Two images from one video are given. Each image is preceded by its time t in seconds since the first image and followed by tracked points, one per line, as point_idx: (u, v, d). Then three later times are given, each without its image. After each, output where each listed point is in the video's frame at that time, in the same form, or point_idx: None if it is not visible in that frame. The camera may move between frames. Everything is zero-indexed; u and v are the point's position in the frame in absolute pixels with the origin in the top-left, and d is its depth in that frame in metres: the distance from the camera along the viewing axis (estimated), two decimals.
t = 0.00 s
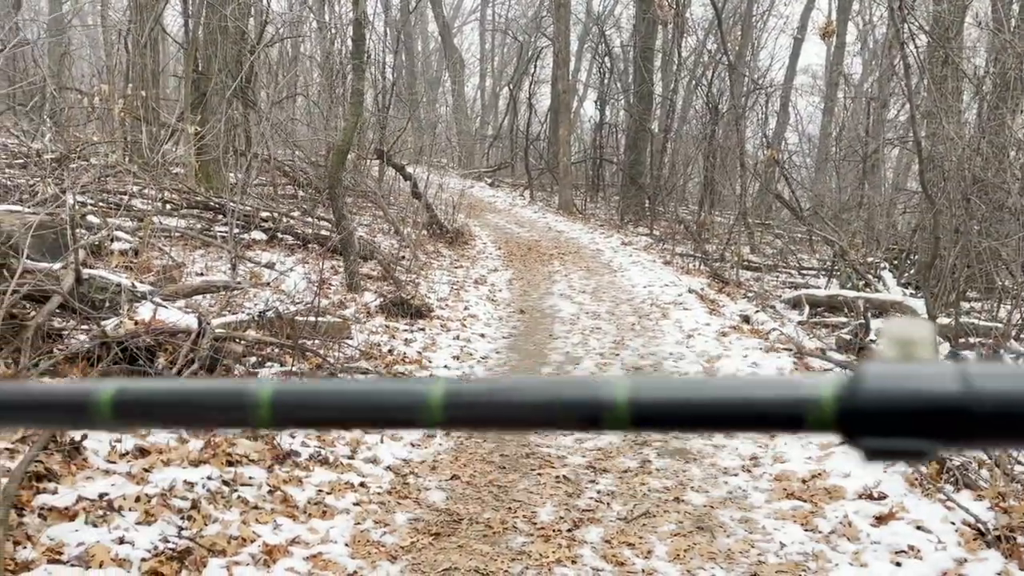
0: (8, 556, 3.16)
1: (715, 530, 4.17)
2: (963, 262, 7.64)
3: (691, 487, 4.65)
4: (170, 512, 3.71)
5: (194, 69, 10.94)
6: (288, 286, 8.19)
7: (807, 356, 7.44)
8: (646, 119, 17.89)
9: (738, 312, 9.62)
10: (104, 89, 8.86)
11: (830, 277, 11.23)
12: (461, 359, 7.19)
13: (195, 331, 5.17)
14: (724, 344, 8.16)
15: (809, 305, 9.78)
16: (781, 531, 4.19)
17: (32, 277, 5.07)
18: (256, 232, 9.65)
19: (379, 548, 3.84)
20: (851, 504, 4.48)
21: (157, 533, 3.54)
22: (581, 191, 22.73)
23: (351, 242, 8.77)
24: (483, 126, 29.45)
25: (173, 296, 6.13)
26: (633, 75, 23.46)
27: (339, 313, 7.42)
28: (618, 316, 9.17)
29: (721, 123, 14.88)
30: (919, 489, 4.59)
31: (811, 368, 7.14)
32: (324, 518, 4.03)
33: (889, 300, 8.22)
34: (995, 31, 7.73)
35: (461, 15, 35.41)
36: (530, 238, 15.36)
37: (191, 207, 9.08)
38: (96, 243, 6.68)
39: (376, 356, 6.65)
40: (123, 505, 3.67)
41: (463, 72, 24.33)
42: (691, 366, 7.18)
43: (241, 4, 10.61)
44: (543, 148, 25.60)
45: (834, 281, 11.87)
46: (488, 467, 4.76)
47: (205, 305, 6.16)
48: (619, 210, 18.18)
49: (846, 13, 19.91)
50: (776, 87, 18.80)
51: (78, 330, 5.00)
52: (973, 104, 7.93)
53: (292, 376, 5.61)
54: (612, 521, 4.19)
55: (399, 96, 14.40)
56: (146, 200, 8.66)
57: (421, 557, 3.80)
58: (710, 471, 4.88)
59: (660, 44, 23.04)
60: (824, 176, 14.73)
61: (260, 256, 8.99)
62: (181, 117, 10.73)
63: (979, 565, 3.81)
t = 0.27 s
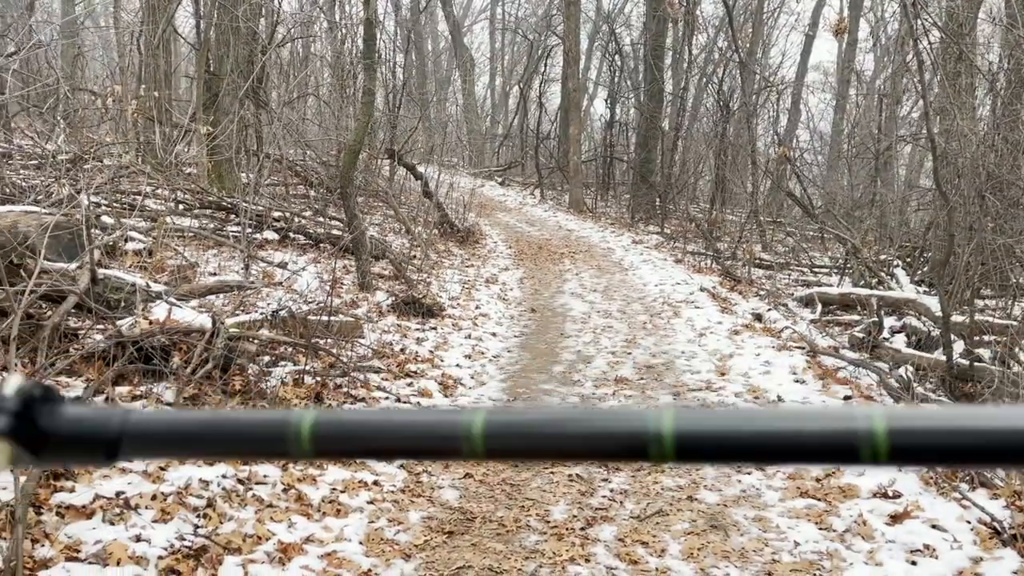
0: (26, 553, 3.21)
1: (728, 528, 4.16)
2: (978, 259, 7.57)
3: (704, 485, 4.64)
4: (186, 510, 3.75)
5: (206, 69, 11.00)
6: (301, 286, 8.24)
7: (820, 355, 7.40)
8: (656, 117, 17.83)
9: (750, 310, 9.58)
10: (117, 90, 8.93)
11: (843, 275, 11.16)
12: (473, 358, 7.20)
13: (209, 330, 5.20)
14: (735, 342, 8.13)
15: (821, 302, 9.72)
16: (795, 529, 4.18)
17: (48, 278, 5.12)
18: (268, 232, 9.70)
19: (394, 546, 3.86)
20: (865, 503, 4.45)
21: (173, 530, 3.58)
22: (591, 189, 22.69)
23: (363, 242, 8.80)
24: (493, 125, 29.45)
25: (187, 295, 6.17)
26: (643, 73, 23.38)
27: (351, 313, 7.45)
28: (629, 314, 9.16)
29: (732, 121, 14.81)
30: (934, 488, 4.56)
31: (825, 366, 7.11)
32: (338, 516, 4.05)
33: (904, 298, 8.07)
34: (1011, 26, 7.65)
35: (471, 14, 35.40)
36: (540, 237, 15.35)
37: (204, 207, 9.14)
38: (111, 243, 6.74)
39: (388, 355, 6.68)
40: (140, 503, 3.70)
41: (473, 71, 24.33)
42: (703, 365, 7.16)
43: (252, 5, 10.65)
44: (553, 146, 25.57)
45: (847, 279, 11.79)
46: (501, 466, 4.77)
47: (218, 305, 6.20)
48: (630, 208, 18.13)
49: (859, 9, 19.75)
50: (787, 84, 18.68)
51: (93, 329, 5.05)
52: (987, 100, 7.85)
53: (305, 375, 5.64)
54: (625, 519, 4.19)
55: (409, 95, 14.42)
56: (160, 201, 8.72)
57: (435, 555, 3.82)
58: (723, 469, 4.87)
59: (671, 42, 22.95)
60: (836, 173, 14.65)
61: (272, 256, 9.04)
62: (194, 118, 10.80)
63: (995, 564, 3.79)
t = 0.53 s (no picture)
0: (41, 552, 3.24)
1: (738, 527, 4.14)
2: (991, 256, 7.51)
3: (714, 483, 4.63)
4: (198, 509, 3.77)
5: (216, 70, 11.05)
6: (311, 285, 8.26)
7: (831, 353, 7.36)
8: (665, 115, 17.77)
9: (761, 309, 9.53)
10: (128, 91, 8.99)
11: (854, 273, 11.09)
12: (483, 357, 7.21)
13: (220, 330, 5.23)
14: (746, 340, 8.09)
15: (832, 300, 9.67)
16: (807, 528, 4.16)
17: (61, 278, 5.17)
18: (278, 232, 9.74)
19: (404, 545, 3.87)
20: (877, 502, 4.42)
21: (185, 529, 3.60)
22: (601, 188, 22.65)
23: (372, 241, 8.82)
24: (502, 123, 29.44)
25: (198, 295, 6.21)
26: (652, 71, 23.30)
27: (361, 312, 7.47)
28: (639, 313, 9.14)
29: (742, 118, 14.74)
30: (947, 486, 4.52)
31: (836, 364, 7.07)
32: (349, 514, 4.07)
33: (915, 296, 7.91)
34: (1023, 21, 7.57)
35: (480, 13, 35.38)
36: (550, 235, 15.34)
37: (215, 207, 9.19)
38: (123, 243, 6.79)
39: (398, 354, 6.69)
40: (152, 502, 3.73)
41: (482, 70, 24.33)
42: (713, 364, 7.13)
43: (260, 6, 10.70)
44: (562, 144, 25.53)
45: (858, 276, 11.73)
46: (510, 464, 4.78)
47: (229, 304, 6.23)
48: (640, 207, 18.08)
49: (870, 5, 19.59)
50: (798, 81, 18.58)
51: (105, 329, 5.09)
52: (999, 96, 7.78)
53: (315, 374, 5.66)
54: (635, 517, 4.19)
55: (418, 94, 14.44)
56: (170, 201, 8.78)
57: (445, 553, 3.82)
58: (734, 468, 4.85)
59: (680, 39, 22.85)
60: (847, 170, 14.55)
61: (282, 255, 9.08)
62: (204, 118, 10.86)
63: (1009, 563, 3.75)
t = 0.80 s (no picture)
0: (59, 549, 3.27)
1: (751, 524, 4.15)
2: (1005, 253, 7.45)
3: (727, 482, 4.62)
4: (213, 507, 3.80)
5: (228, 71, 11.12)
6: (323, 284, 8.30)
7: (843, 351, 7.32)
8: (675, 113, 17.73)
9: (772, 307, 9.50)
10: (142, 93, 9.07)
11: (866, 271, 11.04)
12: (494, 355, 7.23)
13: (234, 329, 5.27)
14: (758, 339, 8.06)
15: (845, 298, 9.63)
16: (819, 526, 4.15)
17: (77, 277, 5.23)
18: (291, 232, 9.81)
19: (417, 542, 3.89)
20: (890, 499, 4.41)
21: (201, 526, 3.63)
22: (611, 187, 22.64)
23: (384, 241, 8.86)
24: (512, 122, 29.43)
25: (212, 294, 6.26)
26: (662, 69, 23.24)
27: (373, 311, 7.51)
28: (650, 311, 9.13)
29: (753, 116, 14.68)
30: (960, 484, 4.50)
31: (848, 362, 7.04)
32: (362, 512, 4.09)
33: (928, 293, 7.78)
34: None
35: (490, 12, 35.35)
36: (560, 234, 15.36)
37: (227, 207, 9.24)
38: (136, 243, 6.83)
39: (410, 352, 6.72)
40: (168, 500, 3.77)
41: (491, 69, 24.34)
42: (725, 362, 7.12)
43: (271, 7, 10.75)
44: (572, 143, 25.53)
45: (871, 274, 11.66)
46: (523, 463, 4.79)
47: (242, 304, 6.28)
48: (650, 205, 18.04)
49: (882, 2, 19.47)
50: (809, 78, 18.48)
51: (121, 328, 5.15)
52: (1013, 92, 7.71)
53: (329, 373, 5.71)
54: (647, 516, 4.19)
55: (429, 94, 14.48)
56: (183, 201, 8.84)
57: (457, 551, 3.84)
58: (746, 467, 4.85)
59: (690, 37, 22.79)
60: (859, 167, 14.46)
61: (294, 255, 9.13)
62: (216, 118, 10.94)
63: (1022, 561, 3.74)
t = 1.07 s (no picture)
0: (83, 544, 3.31)
1: (770, 522, 4.14)
2: None
3: (744, 479, 4.61)
4: (233, 503, 3.84)
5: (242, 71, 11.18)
6: (338, 283, 8.34)
7: (859, 349, 7.27)
8: (688, 110, 17.65)
9: (788, 305, 9.45)
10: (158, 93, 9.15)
11: (882, 268, 10.95)
12: (509, 354, 7.24)
13: (252, 327, 5.31)
14: (773, 337, 8.02)
15: (861, 296, 9.56)
16: (839, 524, 4.13)
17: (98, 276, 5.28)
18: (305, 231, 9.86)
19: (436, 539, 3.91)
20: (909, 497, 4.39)
21: (222, 523, 3.67)
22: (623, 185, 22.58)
23: (398, 239, 8.89)
24: (524, 120, 29.39)
25: (229, 293, 6.31)
26: (674, 66, 23.14)
27: (388, 309, 7.53)
28: (664, 309, 9.11)
29: (766, 113, 14.60)
30: (981, 482, 4.47)
31: (865, 360, 7.00)
32: (380, 509, 4.12)
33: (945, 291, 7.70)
34: None
35: (501, 11, 35.32)
36: (573, 232, 15.34)
37: (243, 206, 9.29)
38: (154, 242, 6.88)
39: (425, 350, 6.75)
40: (189, 496, 3.80)
41: (503, 68, 24.31)
42: (741, 360, 7.10)
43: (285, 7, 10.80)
44: (584, 141, 25.47)
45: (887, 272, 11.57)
46: (539, 460, 4.80)
47: (259, 302, 6.33)
48: (663, 203, 17.97)
49: None
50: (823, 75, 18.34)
51: (141, 326, 5.20)
52: None
53: (345, 370, 5.74)
54: (665, 513, 4.18)
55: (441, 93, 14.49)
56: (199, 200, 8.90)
57: (476, 547, 3.86)
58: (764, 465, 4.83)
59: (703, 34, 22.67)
60: (874, 164, 14.35)
61: (309, 254, 9.17)
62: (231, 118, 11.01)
63: None
